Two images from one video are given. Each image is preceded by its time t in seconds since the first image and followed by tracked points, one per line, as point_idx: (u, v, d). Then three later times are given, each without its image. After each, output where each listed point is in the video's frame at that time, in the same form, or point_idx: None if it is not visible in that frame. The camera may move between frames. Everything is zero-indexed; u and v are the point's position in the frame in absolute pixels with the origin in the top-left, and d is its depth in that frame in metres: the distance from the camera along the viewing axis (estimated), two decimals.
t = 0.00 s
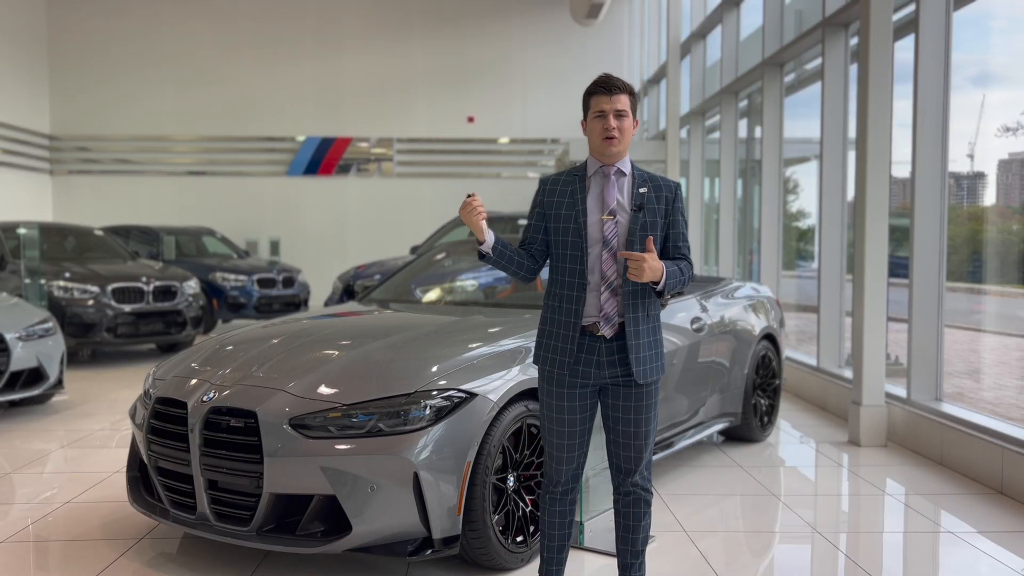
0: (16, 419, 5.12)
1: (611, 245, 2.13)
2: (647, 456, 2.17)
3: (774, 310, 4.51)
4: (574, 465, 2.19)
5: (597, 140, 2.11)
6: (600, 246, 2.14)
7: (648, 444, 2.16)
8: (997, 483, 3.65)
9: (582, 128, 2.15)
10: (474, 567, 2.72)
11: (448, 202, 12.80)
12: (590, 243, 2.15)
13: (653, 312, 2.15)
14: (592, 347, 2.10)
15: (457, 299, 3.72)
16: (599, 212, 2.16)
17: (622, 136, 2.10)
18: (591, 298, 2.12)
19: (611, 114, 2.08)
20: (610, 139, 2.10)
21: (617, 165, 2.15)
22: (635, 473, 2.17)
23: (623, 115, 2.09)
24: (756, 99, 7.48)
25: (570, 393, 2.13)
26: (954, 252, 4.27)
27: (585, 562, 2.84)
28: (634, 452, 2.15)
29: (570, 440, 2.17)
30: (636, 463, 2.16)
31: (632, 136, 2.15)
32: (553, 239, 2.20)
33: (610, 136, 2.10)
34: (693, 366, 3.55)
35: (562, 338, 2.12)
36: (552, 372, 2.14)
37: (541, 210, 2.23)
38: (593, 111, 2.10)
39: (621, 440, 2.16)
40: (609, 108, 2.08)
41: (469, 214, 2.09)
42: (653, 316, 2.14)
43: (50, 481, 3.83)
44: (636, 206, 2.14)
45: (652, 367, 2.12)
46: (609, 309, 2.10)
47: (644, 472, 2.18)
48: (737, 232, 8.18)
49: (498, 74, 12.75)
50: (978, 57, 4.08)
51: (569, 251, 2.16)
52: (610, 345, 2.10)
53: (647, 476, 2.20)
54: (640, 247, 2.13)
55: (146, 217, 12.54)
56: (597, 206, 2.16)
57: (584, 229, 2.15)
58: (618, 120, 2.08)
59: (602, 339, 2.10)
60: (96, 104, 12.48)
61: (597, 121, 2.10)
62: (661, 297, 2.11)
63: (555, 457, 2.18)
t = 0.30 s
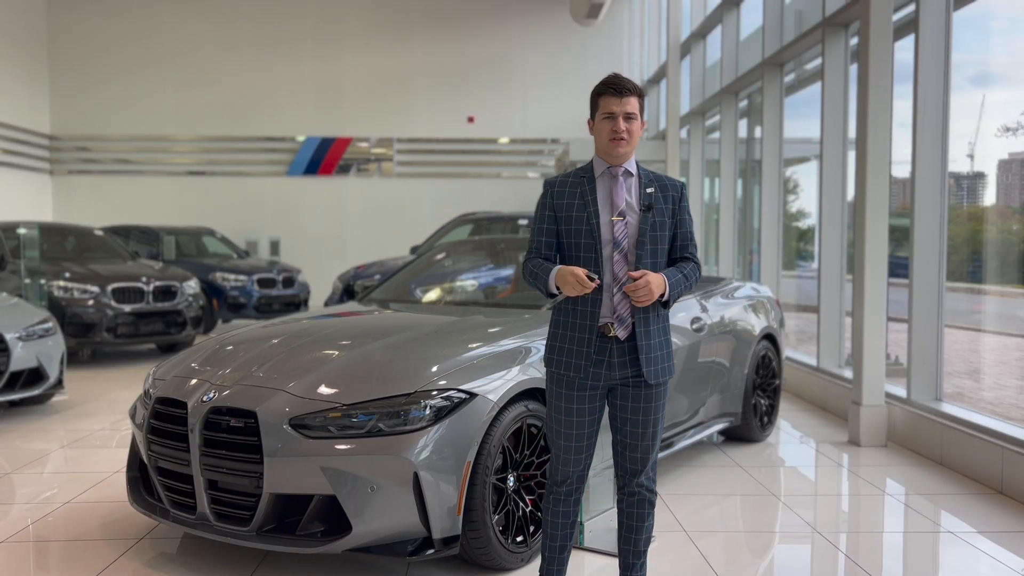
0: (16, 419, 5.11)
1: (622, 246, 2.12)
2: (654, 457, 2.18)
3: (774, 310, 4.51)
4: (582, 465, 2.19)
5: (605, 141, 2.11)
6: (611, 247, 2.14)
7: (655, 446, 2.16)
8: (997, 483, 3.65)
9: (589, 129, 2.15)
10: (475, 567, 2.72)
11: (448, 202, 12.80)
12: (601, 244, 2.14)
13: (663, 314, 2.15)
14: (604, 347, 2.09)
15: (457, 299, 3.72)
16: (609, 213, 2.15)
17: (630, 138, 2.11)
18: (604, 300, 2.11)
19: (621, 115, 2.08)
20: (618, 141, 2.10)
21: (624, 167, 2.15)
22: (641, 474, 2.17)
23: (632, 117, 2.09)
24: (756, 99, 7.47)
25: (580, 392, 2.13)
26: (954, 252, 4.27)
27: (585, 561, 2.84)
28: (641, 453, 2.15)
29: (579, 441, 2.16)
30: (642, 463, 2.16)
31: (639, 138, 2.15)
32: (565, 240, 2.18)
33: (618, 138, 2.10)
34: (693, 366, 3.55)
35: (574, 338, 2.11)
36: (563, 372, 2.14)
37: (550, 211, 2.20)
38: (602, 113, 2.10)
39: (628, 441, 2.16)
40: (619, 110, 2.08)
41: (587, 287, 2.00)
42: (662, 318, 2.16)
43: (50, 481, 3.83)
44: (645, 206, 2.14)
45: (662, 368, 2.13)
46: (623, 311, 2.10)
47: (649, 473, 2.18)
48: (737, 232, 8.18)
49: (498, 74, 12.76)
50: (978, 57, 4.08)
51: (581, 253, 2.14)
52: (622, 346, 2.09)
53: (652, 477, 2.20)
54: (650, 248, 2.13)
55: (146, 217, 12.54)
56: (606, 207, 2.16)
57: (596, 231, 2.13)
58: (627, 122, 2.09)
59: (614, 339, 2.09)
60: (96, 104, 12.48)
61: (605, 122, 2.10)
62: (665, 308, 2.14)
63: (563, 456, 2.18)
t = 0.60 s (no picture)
0: (16, 419, 5.11)
1: (627, 249, 2.13)
2: (660, 458, 2.17)
3: (774, 310, 4.51)
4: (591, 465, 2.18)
5: (607, 143, 2.12)
6: (617, 250, 2.15)
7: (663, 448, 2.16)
8: (997, 483, 3.65)
9: (593, 131, 2.15)
10: (474, 567, 2.72)
11: (448, 202, 12.81)
12: (607, 248, 2.15)
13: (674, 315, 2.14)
14: (613, 347, 2.10)
15: (457, 299, 3.72)
16: (614, 216, 2.16)
17: (633, 138, 2.10)
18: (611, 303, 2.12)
19: (622, 116, 2.08)
20: (621, 142, 2.10)
21: (629, 167, 2.15)
22: (647, 475, 2.16)
23: (634, 117, 2.08)
24: (756, 99, 7.47)
25: (590, 392, 2.14)
26: (954, 253, 4.27)
27: (586, 561, 2.84)
28: (648, 454, 2.15)
29: (587, 440, 2.16)
30: (649, 464, 2.16)
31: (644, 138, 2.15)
32: (573, 245, 2.20)
33: (620, 139, 2.10)
34: (692, 366, 3.55)
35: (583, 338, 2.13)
36: (573, 371, 2.15)
37: (559, 215, 2.22)
38: (604, 114, 2.10)
39: (636, 441, 2.16)
40: (620, 111, 2.08)
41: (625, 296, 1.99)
42: (674, 319, 2.14)
43: (50, 481, 3.83)
44: (650, 208, 2.13)
45: (671, 370, 2.12)
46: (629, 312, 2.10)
47: (656, 474, 2.18)
48: (737, 232, 8.18)
49: (498, 74, 12.76)
50: (977, 57, 4.08)
51: (588, 258, 2.16)
52: (631, 348, 2.09)
53: (659, 478, 2.19)
54: (656, 250, 2.12)
55: (146, 217, 12.54)
56: (612, 210, 2.16)
57: (602, 235, 2.14)
58: (629, 123, 2.08)
59: (624, 341, 2.09)
60: (96, 104, 12.48)
61: (608, 123, 2.10)
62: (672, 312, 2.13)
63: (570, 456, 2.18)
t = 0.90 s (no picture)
0: (16, 419, 5.11)
1: (617, 251, 2.13)
2: (655, 458, 2.16)
3: (774, 310, 4.51)
4: (588, 465, 2.19)
5: (606, 142, 2.12)
6: (608, 252, 2.15)
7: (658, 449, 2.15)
8: (997, 483, 3.65)
9: (593, 130, 2.16)
10: (474, 567, 2.72)
11: (448, 202, 12.81)
12: (599, 250, 2.16)
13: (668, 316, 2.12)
14: (603, 348, 2.10)
15: (457, 299, 3.72)
16: (608, 217, 2.16)
17: (632, 138, 2.10)
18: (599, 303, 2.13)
19: (621, 116, 2.08)
20: (619, 142, 2.10)
21: (626, 167, 2.14)
22: (643, 475, 2.16)
23: (633, 117, 2.08)
24: (756, 99, 7.47)
25: (582, 392, 2.15)
26: (954, 252, 4.27)
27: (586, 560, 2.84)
28: (643, 455, 2.15)
29: (581, 440, 2.17)
30: (644, 465, 2.15)
31: (643, 138, 2.14)
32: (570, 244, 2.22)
33: (619, 139, 2.10)
34: (693, 366, 3.55)
35: (573, 338, 2.14)
36: (566, 371, 2.15)
37: (557, 213, 2.25)
38: (604, 112, 2.11)
39: (631, 442, 2.16)
40: (619, 110, 2.08)
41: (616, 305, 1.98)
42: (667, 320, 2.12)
43: (51, 481, 3.83)
44: (643, 209, 2.12)
45: (664, 372, 2.10)
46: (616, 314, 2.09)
47: (653, 475, 2.17)
48: (737, 232, 8.18)
49: (498, 74, 12.76)
50: (977, 57, 4.08)
51: (581, 259, 2.18)
52: (619, 349, 2.08)
53: (656, 479, 2.19)
54: (647, 252, 2.11)
55: (146, 217, 12.54)
56: (606, 211, 2.17)
57: (594, 236, 2.15)
58: (627, 122, 2.08)
59: (612, 343, 2.09)
60: (96, 104, 12.48)
61: (607, 122, 2.10)
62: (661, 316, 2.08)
63: (568, 456, 2.19)
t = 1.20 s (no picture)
0: (15, 419, 5.11)
1: (608, 254, 2.13)
2: (649, 456, 2.16)
3: (774, 310, 4.50)
4: (582, 464, 2.18)
5: (599, 144, 2.11)
6: (599, 255, 2.15)
7: (652, 448, 2.15)
8: (997, 483, 3.65)
9: (586, 129, 2.14)
10: (474, 567, 2.72)
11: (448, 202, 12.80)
12: (590, 252, 2.16)
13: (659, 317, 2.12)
14: (593, 348, 2.11)
15: (456, 299, 3.72)
16: (601, 220, 2.16)
17: (626, 141, 2.10)
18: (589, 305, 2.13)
19: (617, 118, 2.07)
20: (612, 145, 2.10)
21: (619, 170, 2.15)
22: (636, 474, 2.16)
23: (629, 120, 2.08)
24: (756, 99, 7.47)
25: (574, 391, 2.15)
26: (954, 252, 4.27)
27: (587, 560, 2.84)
28: (636, 454, 2.15)
29: (575, 438, 2.17)
30: (637, 463, 2.15)
31: (636, 141, 2.14)
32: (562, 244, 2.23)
33: (612, 142, 2.09)
34: (693, 366, 3.55)
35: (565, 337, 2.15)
36: (558, 370, 2.16)
37: (550, 213, 2.26)
38: (599, 113, 2.09)
39: (623, 441, 2.16)
40: (615, 112, 2.07)
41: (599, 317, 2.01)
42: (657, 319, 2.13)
43: (51, 481, 3.83)
44: (634, 213, 2.12)
45: (655, 371, 2.11)
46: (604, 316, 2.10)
47: (647, 473, 2.17)
48: (737, 232, 8.18)
49: (498, 74, 12.76)
50: (977, 57, 4.09)
51: (572, 261, 2.18)
52: (608, 350, 2.09)
53: (650, 477, 2.19)
54: (636, 255, 2.11)
55: (146, 217, 12.54)
56: (597, 213, 2.17)
57: (585, 238, 2.16)
58: (623, 126, 2.08)
59: (600, 344, 2.10)
60: (96, 104, 12.48)
61: (601, 124, 2.09)
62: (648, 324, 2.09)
63: (563, 456, 2.19)
